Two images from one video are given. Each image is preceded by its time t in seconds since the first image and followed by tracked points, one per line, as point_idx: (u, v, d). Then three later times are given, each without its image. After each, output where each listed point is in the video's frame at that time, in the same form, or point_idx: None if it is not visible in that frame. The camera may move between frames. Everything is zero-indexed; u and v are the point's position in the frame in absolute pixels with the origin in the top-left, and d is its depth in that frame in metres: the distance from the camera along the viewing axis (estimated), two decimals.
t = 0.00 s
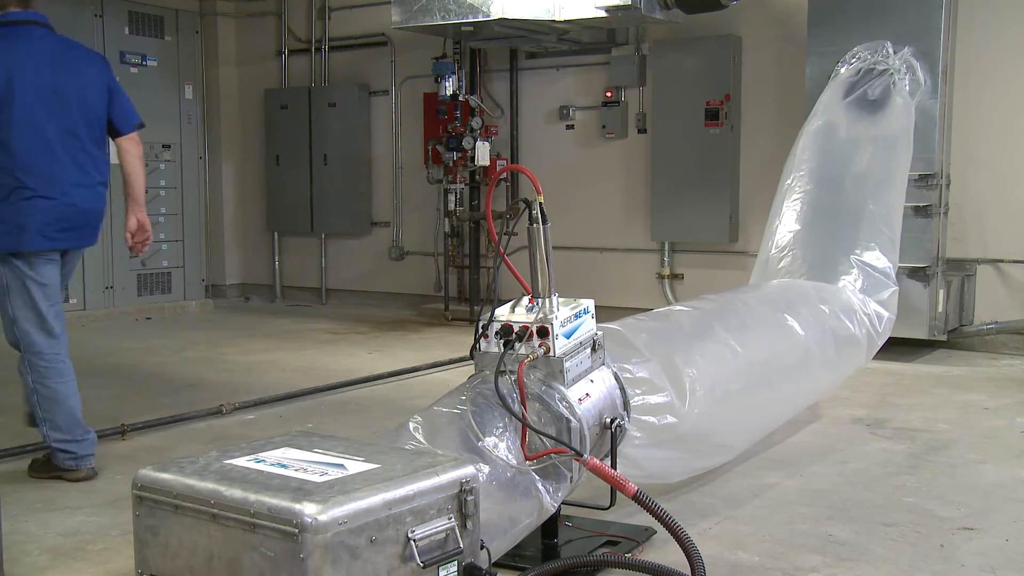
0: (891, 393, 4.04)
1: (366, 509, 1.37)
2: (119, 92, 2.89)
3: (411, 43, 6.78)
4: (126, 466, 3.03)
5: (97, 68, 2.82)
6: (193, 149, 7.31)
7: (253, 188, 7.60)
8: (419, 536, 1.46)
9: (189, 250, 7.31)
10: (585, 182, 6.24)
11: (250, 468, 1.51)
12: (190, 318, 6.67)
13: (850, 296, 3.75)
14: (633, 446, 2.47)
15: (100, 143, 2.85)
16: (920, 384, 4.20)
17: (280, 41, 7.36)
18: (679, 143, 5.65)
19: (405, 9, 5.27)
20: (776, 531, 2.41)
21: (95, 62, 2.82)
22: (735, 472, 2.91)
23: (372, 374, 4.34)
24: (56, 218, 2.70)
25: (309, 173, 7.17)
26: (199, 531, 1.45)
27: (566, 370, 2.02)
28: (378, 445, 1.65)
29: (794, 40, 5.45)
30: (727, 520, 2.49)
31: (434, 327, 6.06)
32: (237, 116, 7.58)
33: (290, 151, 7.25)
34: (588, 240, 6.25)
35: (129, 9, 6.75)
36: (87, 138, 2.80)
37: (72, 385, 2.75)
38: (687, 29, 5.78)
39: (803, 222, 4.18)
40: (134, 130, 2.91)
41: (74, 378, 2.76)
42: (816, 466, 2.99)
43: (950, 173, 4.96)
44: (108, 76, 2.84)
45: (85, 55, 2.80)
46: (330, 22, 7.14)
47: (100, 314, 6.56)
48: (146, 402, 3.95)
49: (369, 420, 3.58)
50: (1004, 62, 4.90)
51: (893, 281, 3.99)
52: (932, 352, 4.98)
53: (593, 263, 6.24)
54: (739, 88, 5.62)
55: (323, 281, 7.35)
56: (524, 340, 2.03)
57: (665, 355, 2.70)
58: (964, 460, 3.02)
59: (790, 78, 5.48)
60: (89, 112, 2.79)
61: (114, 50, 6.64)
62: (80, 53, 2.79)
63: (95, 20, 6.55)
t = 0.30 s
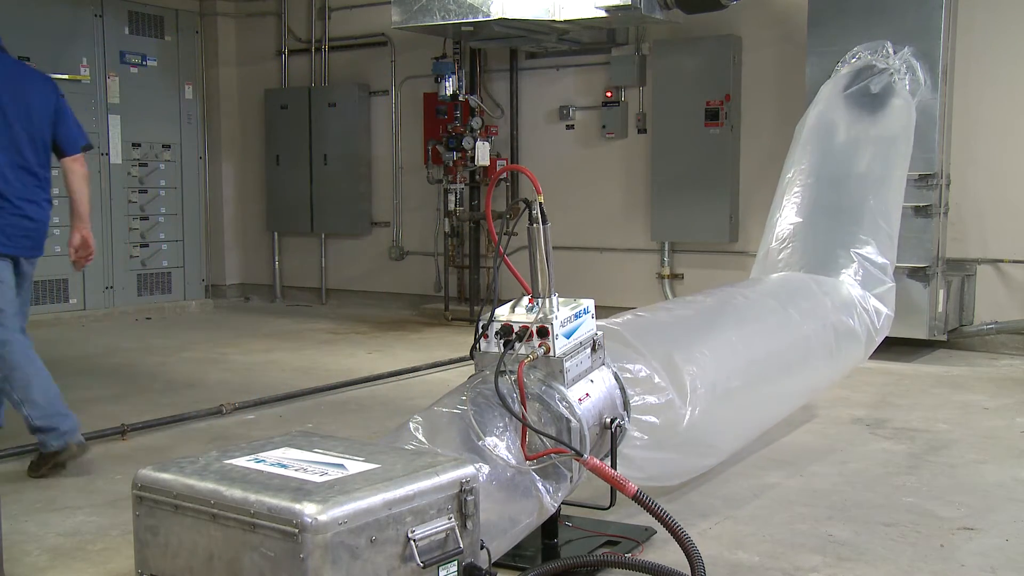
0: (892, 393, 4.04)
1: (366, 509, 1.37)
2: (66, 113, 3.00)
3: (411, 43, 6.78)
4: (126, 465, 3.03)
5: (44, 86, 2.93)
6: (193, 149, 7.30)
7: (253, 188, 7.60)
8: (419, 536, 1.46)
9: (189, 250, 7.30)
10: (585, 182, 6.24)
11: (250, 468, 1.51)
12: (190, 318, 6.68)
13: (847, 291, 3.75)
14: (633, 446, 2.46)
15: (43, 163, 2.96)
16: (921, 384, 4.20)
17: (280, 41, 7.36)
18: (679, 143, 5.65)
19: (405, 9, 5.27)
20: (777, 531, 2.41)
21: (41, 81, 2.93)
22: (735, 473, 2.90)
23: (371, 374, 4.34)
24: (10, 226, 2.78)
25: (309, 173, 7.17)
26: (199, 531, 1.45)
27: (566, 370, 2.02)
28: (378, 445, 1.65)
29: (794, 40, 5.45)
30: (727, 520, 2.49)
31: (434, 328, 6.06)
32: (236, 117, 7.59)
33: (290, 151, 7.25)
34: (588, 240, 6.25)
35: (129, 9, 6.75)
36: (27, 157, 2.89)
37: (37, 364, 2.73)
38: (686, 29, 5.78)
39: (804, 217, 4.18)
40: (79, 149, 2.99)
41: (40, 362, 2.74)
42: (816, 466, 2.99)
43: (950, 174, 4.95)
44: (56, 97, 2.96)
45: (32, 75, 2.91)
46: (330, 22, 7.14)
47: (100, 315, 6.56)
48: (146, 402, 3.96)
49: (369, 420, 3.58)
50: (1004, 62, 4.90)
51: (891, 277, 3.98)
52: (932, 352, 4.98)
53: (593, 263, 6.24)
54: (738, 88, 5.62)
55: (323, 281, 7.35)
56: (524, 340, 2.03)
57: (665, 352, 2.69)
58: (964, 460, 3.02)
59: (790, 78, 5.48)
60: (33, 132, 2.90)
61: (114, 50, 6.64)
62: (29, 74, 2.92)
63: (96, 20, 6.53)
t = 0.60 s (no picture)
0: (891, 393, 4.04)
1: (366, 509, 1.37)
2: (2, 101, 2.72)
3: (411, 43, 6.78)
4: (126, 465, 3.03)
5: None
6: (193, 149, 7.30)
7: (253, 188, 7.60)
8: (419, 536, 1.46)
9: (189, 250, 7.30)
10: (585, 182, 6.24)
11: (250, 468, 1.51)
12: (190, 318, 6.69)
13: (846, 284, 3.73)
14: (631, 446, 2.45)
15: None
16: (921, 384, 4.20)
17: (280, 41, 7.36)
18: (679, 144, 5.65)
19: (405, 9, 5.26)
20: (776, 531, 2.41)
21: None
22: (735, 473, 2.90)
23: (371, 374, 4.34)
24: None
25: (309, 173, 7.17)
26: (199, 531, 1.45)
27: (566, 369, 2.02)
28: (378, 445, 1.65)
29: (794, 40, 5.45)
30: (727, 520, 2.49)
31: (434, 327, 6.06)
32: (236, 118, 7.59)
33: (290, 151, 7.25)
34: (588, 240, 6.25)
35: (129, 9, 6.75)
36: None
37: None
38: (686, 30, 5.78)
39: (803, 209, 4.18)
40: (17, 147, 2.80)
41: None
42: (816, 466, 2.99)
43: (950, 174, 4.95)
44: None
45: None
46: (330, 22, 7.14)
47: (100, 315, 6.56)
48: (146, 401, 3.96)
49: (369, 420, 3.58)
50: (1005, 62, 4.90)
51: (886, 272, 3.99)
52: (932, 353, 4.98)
53: (593, 262, 6.24)
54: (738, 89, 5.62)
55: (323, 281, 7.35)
56: (524, 340, 2.03)
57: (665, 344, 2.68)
58: (964, 460, 3.02)
59: (790, 78, 5.48)
60: None
61: (114, 50, 6.64)
62: None
63: (95, 20, 6.53)
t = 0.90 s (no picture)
0: (892, 393, 4.04)
1: (366, 509, 1.37)
2: None
3: (410, 43, 6.78)
4: (126, 465, 3.03)
5: None
6: (194, 149, 7.30)
7: (253, 188, 7.60)
8: (419, 536, 1.46)
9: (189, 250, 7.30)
10: (585, 182, 6.24)
11: (250, 468, 1.51)
12: (190, 317, 6.69)
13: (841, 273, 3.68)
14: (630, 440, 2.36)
15: None
16: (921, 384, 4.20)
17: (280, 41, 7.37)
18: (679, 143, 5.65)
19: (405, 9, 5.26)
20: (777, 531, 2.41)
21: None
22: (735, 474, 2.91)
23: (371, 375, 4.34)
24: None
25: (309, 173, 7.17)
26: (199, 530, 1.45)
27: (566, 369, 2.03)
28: (379, 445, 1.65)
29: (794, 41, 5.45)
30: (727, 520, 2.50)
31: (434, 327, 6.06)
32: (236, 118, 7.60)
33: (290, 152, 7.25)
34: (588, 240, 6.25)
35: (129, 9, 6.75)
36: None
37: None
38: (686, 30, 5.78)
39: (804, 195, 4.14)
40: None
41: None
42: (816, 466, 2.99)
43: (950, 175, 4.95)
44: None
45: None
46: (330, 22, 7.14)
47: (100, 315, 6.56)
48: (146, 402, 3.96)
49: (369, 420, 3.58)
50: (1005, 62, 4.90)
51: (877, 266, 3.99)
52: (933, 353, 4.98)
53: (593, 262, 6.24)
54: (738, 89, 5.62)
55: (323, 281, 7.35)
56: (524, 340, 2.03)
57: (664, 333, 2.61)
58: (964, 460, 3.02)
59: (790, 77, 5.49)
60: None
61: (114, 50, 6.64)
62: None
63: (95, 20, 6.53)
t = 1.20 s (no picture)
0: (891, 393, 4.04)
1: (366, 509, 1.37)
2: None
3: (410, 43, 6.78)
4: (126, 466, 3.03)
5: None
6: (194, 149, 7.30)
7: (253, 188, 7.60)
8: (419, 536, 1.46)
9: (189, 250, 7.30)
10: (585, 182, 6.24)
11: (250, 468, 1.51)
12: (190, 317, 6.69)
13: (834, 252, 3.65)
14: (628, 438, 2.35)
15: None
16: (921, 384, 4.20)
17: (280, 41, 7.37)
18: (679, 143, 5.65)
19: (405, 8, 5.26)
20: (776, 531, 2.41)
21: None
22: (735, 474, 2.90)
23: (371, 375, 4.34)
24: None
25: (309, 172, 7.17)
26: (199, 530, 1.45)
27: (566, 370, 2.03)
28: (379, 445, 1.65)
29: (794, 41, 5.45)
30: (726, 520, 2.50)
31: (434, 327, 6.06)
32: (236, 119, 7.61)
33: (290, 151, 7.25)
34: (588, 240, 6.25)
35: (129, 9, 6.75)
36: None
37: None
38: (687, 30, 5.78)
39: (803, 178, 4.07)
40: None
41: None
42: (816, 466, 2.99)
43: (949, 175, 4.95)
44: None
45: None
46: (330, 22, 7.14)
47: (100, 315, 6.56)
48: (146, 402, 3.96)
49: (368, 420, 3.58)
50: (1004, 62, 4.90)
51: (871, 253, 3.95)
52: (933, 353, 4.98)
53: (593, 262, 6.23)
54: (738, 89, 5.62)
55: (323, 281, 7.35)
56: (523, 341, 2.03)
57: (659, 321, 2.60)
58: (963, 460, 3.02)
59: (790, 78, 5.49)
60: None
61: (114, 50, 6.64)
62: None
63: (95, 20, 6.53)
